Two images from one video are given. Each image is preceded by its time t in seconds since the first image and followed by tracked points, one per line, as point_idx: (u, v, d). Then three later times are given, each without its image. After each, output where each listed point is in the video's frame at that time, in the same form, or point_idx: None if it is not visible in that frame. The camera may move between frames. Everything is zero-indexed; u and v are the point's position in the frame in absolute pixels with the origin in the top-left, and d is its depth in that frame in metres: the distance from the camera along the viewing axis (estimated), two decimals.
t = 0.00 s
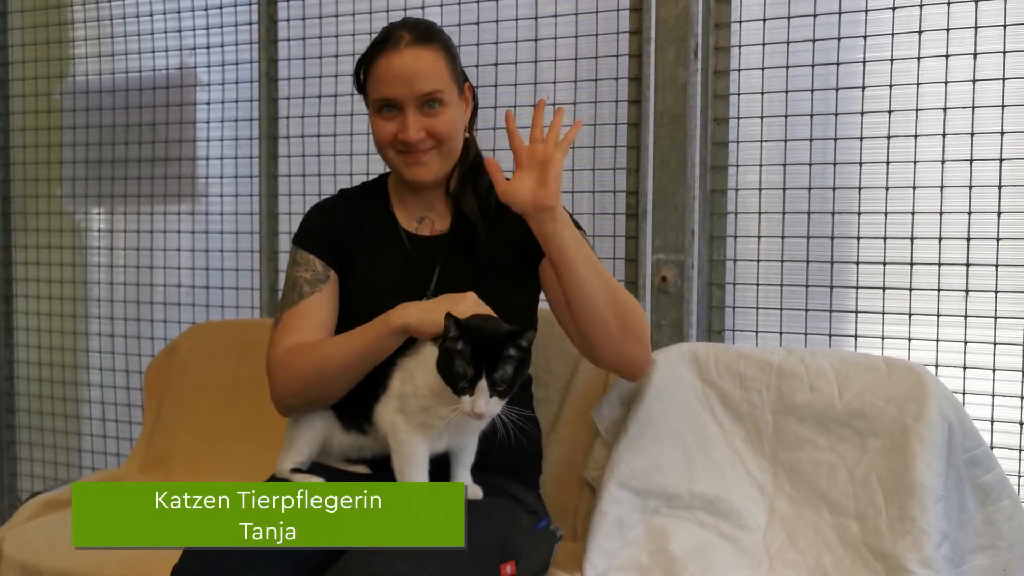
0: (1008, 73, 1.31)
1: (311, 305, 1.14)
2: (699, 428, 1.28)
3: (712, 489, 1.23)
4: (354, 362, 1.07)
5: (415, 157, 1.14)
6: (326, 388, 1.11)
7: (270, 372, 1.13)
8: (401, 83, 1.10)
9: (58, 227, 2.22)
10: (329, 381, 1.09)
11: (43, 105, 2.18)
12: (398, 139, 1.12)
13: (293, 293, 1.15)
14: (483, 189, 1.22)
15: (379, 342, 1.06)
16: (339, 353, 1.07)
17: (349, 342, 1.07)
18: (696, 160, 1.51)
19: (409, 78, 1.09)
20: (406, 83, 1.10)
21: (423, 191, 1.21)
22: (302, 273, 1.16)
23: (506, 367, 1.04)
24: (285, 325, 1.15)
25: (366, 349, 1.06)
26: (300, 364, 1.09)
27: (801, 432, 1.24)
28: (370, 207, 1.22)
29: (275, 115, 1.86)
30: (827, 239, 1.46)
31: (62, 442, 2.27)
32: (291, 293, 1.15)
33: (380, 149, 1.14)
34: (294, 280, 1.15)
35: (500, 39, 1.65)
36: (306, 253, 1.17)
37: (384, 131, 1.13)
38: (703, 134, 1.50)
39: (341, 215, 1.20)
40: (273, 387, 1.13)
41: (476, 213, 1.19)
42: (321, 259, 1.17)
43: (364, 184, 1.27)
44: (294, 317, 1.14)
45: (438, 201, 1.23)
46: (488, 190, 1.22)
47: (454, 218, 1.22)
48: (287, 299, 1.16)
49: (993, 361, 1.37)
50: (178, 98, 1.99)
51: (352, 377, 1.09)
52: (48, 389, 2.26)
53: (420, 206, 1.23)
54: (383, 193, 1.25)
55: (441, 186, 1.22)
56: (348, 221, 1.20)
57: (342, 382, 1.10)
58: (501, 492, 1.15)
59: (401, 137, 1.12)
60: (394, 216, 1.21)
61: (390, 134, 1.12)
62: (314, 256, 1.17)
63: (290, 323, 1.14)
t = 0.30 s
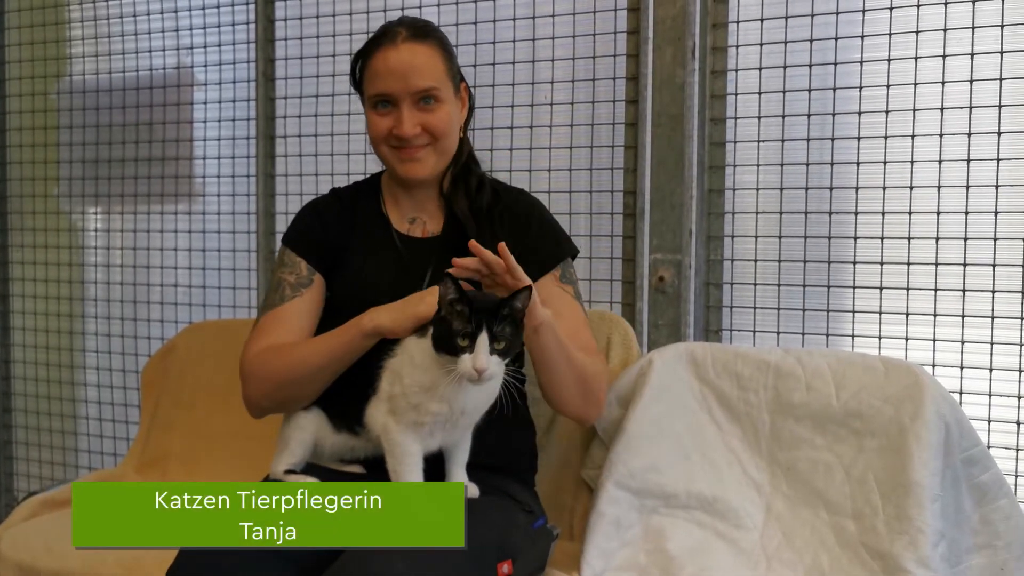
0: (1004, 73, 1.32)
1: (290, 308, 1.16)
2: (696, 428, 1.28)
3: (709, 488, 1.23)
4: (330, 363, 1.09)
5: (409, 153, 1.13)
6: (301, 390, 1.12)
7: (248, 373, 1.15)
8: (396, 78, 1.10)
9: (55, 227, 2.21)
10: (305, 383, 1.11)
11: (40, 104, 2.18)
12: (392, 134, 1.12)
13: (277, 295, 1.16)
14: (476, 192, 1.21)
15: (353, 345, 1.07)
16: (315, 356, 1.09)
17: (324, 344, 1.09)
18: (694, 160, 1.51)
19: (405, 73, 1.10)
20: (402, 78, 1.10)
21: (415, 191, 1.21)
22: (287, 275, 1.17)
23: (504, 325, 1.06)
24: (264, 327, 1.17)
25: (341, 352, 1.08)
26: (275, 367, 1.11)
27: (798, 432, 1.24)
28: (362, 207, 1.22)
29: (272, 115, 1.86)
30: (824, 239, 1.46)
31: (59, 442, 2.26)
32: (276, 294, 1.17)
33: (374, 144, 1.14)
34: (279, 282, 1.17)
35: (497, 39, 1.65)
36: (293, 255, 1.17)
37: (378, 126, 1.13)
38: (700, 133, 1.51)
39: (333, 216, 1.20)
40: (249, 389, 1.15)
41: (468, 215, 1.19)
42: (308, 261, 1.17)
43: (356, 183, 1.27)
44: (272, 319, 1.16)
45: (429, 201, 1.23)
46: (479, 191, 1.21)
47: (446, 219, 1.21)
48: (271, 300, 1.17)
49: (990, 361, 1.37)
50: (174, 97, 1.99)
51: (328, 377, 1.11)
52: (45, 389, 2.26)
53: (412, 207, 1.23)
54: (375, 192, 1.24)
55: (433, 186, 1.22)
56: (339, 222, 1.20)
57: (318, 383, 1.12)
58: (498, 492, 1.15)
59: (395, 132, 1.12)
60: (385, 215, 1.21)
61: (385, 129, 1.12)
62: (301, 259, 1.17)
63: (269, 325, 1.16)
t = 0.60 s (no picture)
0: (1006, 75, 1.31)
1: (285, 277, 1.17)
2: (697, 429, 1.28)
3: (709, 489, 1.23)
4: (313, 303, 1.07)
5: (414, 150, 1.14)
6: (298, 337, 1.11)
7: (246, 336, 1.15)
8: (405, 75, 1.10)
9: (56, 228, 2.22)
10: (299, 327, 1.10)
11: (42, 105, 2.18)
12: (399, 130, 1.12)
13: (279, 269, 1.19)
14: (484, 197, 1.21)
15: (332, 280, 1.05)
16: (298, 300, 1.08)
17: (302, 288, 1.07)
18: (695, 161, 1.51)
19: (414, 70, 1.10)
20: (411, 76, 1.10)
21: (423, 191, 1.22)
22: (291, 253, 1.20)
23: (481, 313, 1.05)
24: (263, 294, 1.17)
25: (325, 291, 1.06)
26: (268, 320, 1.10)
27: (799, 433, 1.24)
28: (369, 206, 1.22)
29: (273, 116, 1.86)
30: (825, 240, 1.46)
31: (60, 443, 2.26)
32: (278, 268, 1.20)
33: (381, 141, 1.15)
34: (282, 260, 1.20)
35: (499, 40, 1.65)
36: (297, 237, 1.21)
37: (386, 122, 1.13)
38: (701, 134, 1.51)
39: (337, 214, 1.21)
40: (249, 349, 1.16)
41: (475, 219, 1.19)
42: (310, 245, 1.20)
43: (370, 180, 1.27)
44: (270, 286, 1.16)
45: (437, 202, 1.24)
46: (488, 195, 1.22)
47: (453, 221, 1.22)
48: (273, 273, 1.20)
49: (992, 362, 1.37)
50: (176, 98, 1.99)
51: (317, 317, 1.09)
52: (46, 390, 2.26)
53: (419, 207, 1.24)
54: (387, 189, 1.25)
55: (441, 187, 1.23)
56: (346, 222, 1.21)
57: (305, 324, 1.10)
58: (497, 492, 1.15)
59: (402, 129, 1.12)
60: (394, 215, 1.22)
61: (392, 126, 1.12)
62: (304, 240, 1.21)
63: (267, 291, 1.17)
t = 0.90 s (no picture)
0: (1006, 79, 1.32)
1: (307, 283, 1.13)
2: (697, 433, 1.28)
3: (710, 493, 1.23)
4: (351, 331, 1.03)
5: (418, 150, 1.13)
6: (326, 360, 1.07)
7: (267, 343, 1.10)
8: (402, 76, 1.11)
9: (58, 232, 2.22)
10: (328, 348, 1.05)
11: (43, 110, 2.19)
12: (400, 132, 1.12)
13: (297, 271, 1.13)
14: (490, 199, 1.22)
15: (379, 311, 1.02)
16: (337, 320, 1.04)
17: (346, 309, 1.04)
18: (696, 165, 1.51)
19: (411, 70, 1.10)
20: (408, 76, 1.10)
21: (429, 194, 1.22)
22: (307, 253, 1.14)
23: (494, 331, 1.06)
24: (284, 298, 1.13)
25: (368, 314, 1.03)
26: (299, 331, 1.06)
27: (800, 437, 1.24)
28: (377, 211, 1.21)
29: (274, 120, 1.87)
30: (826, 244, 1.46)
31: (61, 447, 2.26)
32: (295, 268, 1.14)
33: (383, 145, 1.15)
34: (298, 259, 1.14)
35: (500, 45, 1.65)
36: (312, 236, 1.15)
37: (387, 125, 1.13)
38: (702, 139, 1.51)
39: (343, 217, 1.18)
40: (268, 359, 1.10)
41: (483, 220, 1.20)
42: (326, 246, 1.15)
43: (370, 184, 1.26)
44: (295, 291, 1.12)
45: (444, 205, 1.23)
46: (493, 196, 1.22)
47: (460, 223, 1.22)
48: (289, 273, 1.14)
49: (992, 366, 1.37)
50: (177, 103, 1.99)
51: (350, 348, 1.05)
52: (47, 394, 2.26)
53: (426, 211, 1.23)
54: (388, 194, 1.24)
55: (446, 189, 1.22)
56: (356, 228, 1.19)
57: (338, 351, 1.06)
58: (498, 496, 1.15)
59: (403, 130, 1.12)
60: (402, 218, 1.22)
61: (393, 128, 1.12)
62: (322, 241, 1.15)
63: (289, 297, 1.12)
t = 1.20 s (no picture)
0: (1006, 83, 1.32)
1: (308, 308, 1.14)
2: (698, 437, 1.28)
3: (711, 496, 1.23)
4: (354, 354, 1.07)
5: (415, 162, 1.14)
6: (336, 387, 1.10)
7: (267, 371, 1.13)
8: (400, 87, 1.10)
9: (58, 235, 2.22)
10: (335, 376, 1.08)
11: (44, 113, 2.20)
12: (398, 143, 1.12)
13: (299, 293, 1.14)
14: (487, 200, 1.22)
15: (380, 339, 1.06)
16: (341, 352, 1.07)
17: (343, 342, 1.07)
18: (696, 168, 1.51)
19: (409, 81, 1.10)
20: (406, 88, 1.10)
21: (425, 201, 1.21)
22: (308, 273, 1.15)
23: (507, 336, 1.07)
24: (284, 329, 1.14)
25: (374, 341, 1.06)
26: (304, 364, 1.08)
27: (801, 441, 1.24)
28: (375, 214, 1.22)
29: (274, 123, 1.87)
30: (826, 248, 1.46)
31: (61, 450, 2.26)
32: (298, 291, 1.14)
33: (381, 155, 1.15)
34: (301, 280, 1.14)
35: (500, 48, 1.66)
36: (313, 253, 1.16)
37: (385, 136, 1.13)
38: (703, 142, 1.51)
39: (344, 221, 1.19)
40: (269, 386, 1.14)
41: (479, 223, 1.20)
42: (327, 259, 1.16)
43: (369, 188, 1.27)
44: (294, 322, 1.13)
45: (440, 207, 1.23)
46: (490, 197, 1.22)
47: (457, 226, 1.22)
48: (293, 296, 1.14)
49: (993, 370, 1.37)
50: (178, 106, 2.00)
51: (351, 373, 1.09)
52: (47, 398, 2.26)
53: (423, 214, 1.23)
54: (387, 198, 1.25)
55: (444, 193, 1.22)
56: (354, 230, 1.19)
57: (339, 380, 1.09)
58: (499, 500, 1.15)
59: (401, 141, 1.12)
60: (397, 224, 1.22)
61: (391, 139, 1.13)
62: (322, 257, 1.16)
63: (289, 328, 1.14)
